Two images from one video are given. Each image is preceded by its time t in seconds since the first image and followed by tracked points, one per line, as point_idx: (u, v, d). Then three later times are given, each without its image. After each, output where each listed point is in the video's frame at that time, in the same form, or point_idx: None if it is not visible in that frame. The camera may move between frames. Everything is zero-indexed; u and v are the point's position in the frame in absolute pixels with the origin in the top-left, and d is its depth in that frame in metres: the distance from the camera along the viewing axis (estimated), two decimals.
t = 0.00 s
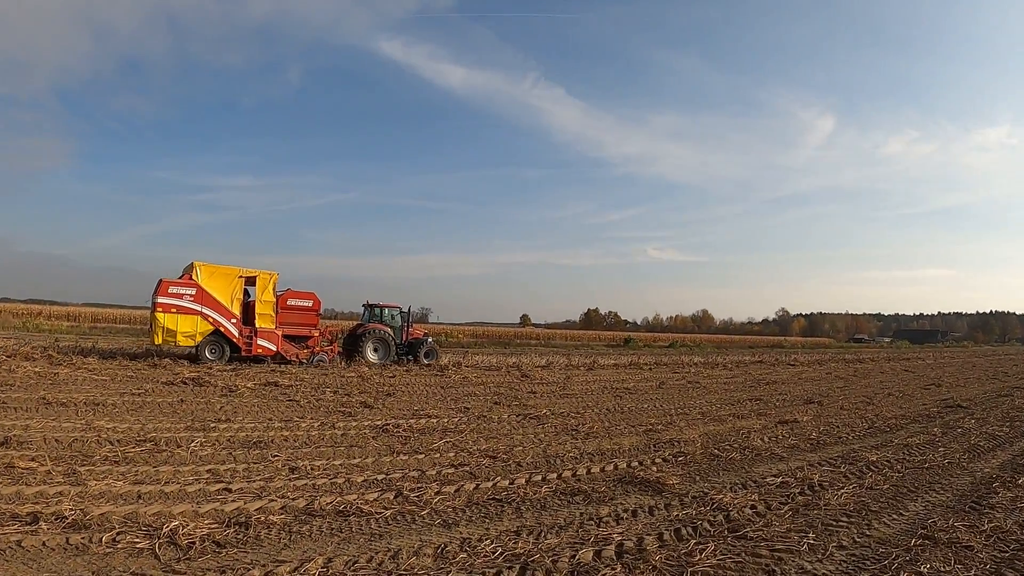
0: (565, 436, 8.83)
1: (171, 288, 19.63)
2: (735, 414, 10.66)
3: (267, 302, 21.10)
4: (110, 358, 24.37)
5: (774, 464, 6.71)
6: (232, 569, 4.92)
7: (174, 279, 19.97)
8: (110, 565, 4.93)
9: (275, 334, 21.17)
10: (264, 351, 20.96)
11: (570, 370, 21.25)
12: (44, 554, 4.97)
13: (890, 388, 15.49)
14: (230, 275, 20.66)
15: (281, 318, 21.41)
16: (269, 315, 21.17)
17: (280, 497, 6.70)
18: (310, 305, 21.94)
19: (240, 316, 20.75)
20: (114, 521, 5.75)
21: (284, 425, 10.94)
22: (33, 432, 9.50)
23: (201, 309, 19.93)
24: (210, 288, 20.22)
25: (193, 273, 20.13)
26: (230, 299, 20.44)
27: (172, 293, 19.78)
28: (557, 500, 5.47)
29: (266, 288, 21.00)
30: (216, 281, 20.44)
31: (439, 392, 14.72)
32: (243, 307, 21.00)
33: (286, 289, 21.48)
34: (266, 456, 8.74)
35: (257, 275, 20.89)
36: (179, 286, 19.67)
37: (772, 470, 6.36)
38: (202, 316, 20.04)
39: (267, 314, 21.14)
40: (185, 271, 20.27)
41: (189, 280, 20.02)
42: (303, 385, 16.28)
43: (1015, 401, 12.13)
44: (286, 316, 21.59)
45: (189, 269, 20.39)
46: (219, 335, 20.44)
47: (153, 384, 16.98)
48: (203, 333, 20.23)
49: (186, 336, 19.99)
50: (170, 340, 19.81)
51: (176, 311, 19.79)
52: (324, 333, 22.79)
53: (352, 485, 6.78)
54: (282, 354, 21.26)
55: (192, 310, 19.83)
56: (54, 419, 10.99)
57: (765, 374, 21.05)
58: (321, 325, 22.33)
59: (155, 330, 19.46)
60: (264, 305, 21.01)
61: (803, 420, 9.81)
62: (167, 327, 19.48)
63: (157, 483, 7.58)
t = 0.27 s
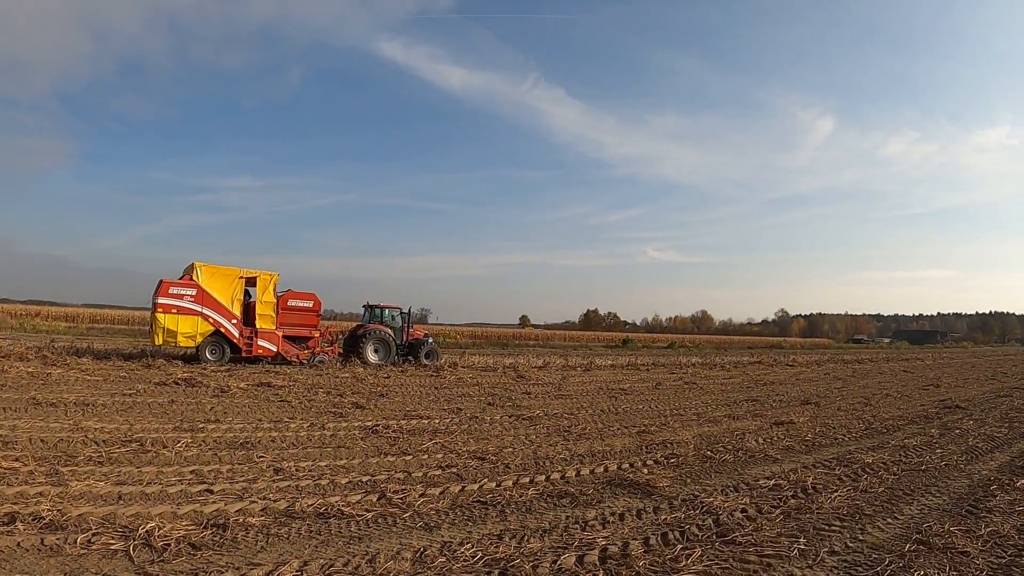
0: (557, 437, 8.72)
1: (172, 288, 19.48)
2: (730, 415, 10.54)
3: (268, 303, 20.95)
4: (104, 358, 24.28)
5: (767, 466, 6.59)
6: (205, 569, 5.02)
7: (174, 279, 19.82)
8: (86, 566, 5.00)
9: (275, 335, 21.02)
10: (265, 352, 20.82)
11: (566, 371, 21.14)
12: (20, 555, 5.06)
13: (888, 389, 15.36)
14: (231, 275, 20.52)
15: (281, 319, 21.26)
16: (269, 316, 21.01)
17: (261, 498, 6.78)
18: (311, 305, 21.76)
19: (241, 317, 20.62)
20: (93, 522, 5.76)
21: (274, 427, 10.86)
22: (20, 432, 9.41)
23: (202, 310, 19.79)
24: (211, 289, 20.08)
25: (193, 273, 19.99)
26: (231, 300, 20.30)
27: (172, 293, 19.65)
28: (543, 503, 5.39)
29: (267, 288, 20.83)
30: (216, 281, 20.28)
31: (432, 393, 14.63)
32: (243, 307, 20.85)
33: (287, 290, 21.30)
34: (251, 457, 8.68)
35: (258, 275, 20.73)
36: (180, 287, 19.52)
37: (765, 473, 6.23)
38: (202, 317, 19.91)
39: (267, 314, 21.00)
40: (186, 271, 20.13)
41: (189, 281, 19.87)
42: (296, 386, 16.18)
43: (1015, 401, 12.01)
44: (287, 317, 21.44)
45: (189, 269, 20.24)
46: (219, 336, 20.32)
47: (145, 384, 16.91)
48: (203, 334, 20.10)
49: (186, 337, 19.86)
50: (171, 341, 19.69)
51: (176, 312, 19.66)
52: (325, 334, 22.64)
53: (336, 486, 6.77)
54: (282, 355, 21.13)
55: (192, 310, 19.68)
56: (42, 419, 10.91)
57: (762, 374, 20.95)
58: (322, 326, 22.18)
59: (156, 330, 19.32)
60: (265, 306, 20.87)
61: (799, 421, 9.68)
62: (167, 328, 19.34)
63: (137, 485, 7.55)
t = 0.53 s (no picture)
0: (541, 434, 8.57)
1: (167, 287, 19.30)
2: (719, 412, 10.39)
3: (263, 301, 20.70)
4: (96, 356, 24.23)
5: (752, 464, 6.43)
6: (165, 569, 5.00)
7: (169, 278, 19.64)
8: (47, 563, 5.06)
9: (271, 334, 20.79)
10: (260, 351, 20.61)
11: (559, 369, 20.91)
12: None
13: (883, 386, 15.17)
14: (226, 273, 20.30)
15: (277, 318, 21.01)
16: (264, 314, 20.80)
17: (233, 496, 6.73)
18: (306, 304, 21.42)
19: (236, 315, 20.41)
20: (61, 521, 5.86)
21: (257, 425, 10.71)
22: None
23: (197, 309, 19.59)
24: (206, 287, 19.85)
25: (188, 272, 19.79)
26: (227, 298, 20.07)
27: (167, 292, 19.46)
28: (518, 501, 5.28)
29: (262, 287, 20.58)
30: (212, 279, 20.04)
31: (420, 391, 14.46)
32: (239, 306, 20.63)
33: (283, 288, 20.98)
34: (228, 454, 8.55)
35: (253, 274, 20.48)
36: (175, 285, 19.33)
37: (749, 471, 6.07)
38: (198, 315, 19.72)
39: (262, 313, 20.78)
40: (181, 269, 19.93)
41: (185, 279, 19.66)
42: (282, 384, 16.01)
43: (1008, 398, 11.86)
44: (282, 315, 21.18)
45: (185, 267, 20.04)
46: (215, 335, 20.14)
47: (131, 382, 16.72)
48: (199, 332, 19.93)
49: (182, 336, 19.72)
50: (166, 340, 19.54)
51: (172, 310, 19.49)
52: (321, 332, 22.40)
53: (309, 484, 6.70)
54: (277, 353, 20.93)
55: (188, 309, 19.52)
56: (23, 417, 10.86)
57: (757, 372, 20.72)
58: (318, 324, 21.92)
59: (151, 329, 19.16)
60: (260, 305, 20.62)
61: (790, 419, 9.51)
62: (162, 327, 19.20)
63: (110, 482, 7.44)
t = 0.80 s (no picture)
0: (524, 435, 8.41)
1: (161, 288, 19.02)
2: (708, 413, 10.24)
3: (258, 302, 20.57)
4: (84, 358, 24.03)
5: (736, 466, 6.28)
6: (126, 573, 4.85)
7: (164, 279, 19.37)
8: (6, 568, 4.93)
9: (265, 334, 20.60)
10: (255, 352, 20.38)
11: (550, 369, 20.76)
12: None
13: (873, 384, 15.08)
14: (221, 274, 20.13)
15: (271, 318, 20.81)
16: (259, 315, 20.64)
17: (204, 499, 6.56)
18: (301, 304, 21.43)
19: (231, 316, 20.16)
20: (28, 522, 5.76)
21: (238, 426, 10.52)
22: None
23: (192, 310, 19.33)
24: (201, 288, 19.61)
25: (182, 273, 19.54)
26: (221, 299, 19.83)
27: (162, 293, 19.18)
28: (491, 506, 5.21)
29: (256, 288, 20.46)
30: (206, 280, 19.82)
31: (406, 391, 14.30)
32: (233, 306, 20.40)
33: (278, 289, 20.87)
34: (204, 457, 8.37)
35: (247, 274, 20.30)
36: (169, 286, 19.06)
37: (731, 473, 5.93)
38: (192, 316, 19.45)
39: (257, 313, 20.61)
40: (176, 270, 19.68)
41: (179, 280, 19.42)
42: (268, 385, 15.83)
43: (1000, 398, 11.74)
44: (277, 316, 20.98)
45: (179, 269, 19.79)
46: (209, 336, 19.86)
47: (116, 383, 16.54)
48: (194, 334, 19.65)
49: (176, 337, 19.40)
50: (161, 341, 19.22)
51: (166, 311, 19.20)
52: (316, 332, 22.17)
53: (282, 488, 6.56)
54: (272, 354, 20.74)
55: (182, 310, 19.28)
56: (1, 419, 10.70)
57: (748, 371, 20.61)
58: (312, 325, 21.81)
59: (145, 330, 18.85)
60: (255, 305, 20.49)
61: (777, 419, 9.38)
62: (157, 328, 18.87)
63: (82, 486, 7.27)
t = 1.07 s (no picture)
0: (508, 436, 8.21)
1: (158, 288, 18.83)
2: (698, 413, 10.04)
3: (255, 303, 20.28)
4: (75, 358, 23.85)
5: (721, 468, 6.09)
6: (82, 572, 4.69)
7: (160, 280, 19.19)
8: None
9: (261, 335, 20.35)
10: (252, 352, 20.16)
11: (543, 369, 20.57)
12: None
13: (868, 385, 14.91)
14: (217, 275, 19.86)
15: (268, 319, 20.58)
16: (256, 316, 20.36)
17: (173, 498, 6.39)
18: (298, 305, 21.09)
19: (227, 316, 19.95)
20: None
21: (220, 426, 10.32)
22: None
23: (188, 310, 19.13)
24: (197, 288, 19.40)
25: (179, 273, 19.33)
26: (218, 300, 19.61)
27: (158, 293, 18.99)
28: (463, 508, 5.09)
29: (253, 288, 20.13)
30: (203, 280, 19.59)
31: (395, 392, 14.12)
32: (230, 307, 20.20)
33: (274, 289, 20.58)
34: (180, 458, 8.18)
35: (244, 275, 20.01)
36: (166, 286, 18.86)
37: (716, 475, 5.73)
38: (188, 317, 19.26)
39: (254, 314, 20.35)
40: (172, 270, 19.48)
41: (176, 280, 19.21)
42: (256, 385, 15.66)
43: (996, 398, 11.54)
44: (274, 317, 20.76)
45: (175, 269, 19.59)
46: (206, 336, 19.66)
47: (102, 383, 16.33)
48: (190, 334, 19.46)
49: (173, 337, 19.23)
50: (157, 341, 19.05)
51: (162, 312, 19.02)
52: (312, 333, 21.91)
53: (252, 489, 6.47)
54: (269, 355, 20.50)
55: (179, 310, 19.05)
56: None
57: (743, 371, 20.43)
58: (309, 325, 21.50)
59: (142, 330, 18.66)
60: (252, 306, 20.18)
61: (768, 420, 9.20)
62: (154, 329, 18.68)
63: (52, 485, 7.06)
